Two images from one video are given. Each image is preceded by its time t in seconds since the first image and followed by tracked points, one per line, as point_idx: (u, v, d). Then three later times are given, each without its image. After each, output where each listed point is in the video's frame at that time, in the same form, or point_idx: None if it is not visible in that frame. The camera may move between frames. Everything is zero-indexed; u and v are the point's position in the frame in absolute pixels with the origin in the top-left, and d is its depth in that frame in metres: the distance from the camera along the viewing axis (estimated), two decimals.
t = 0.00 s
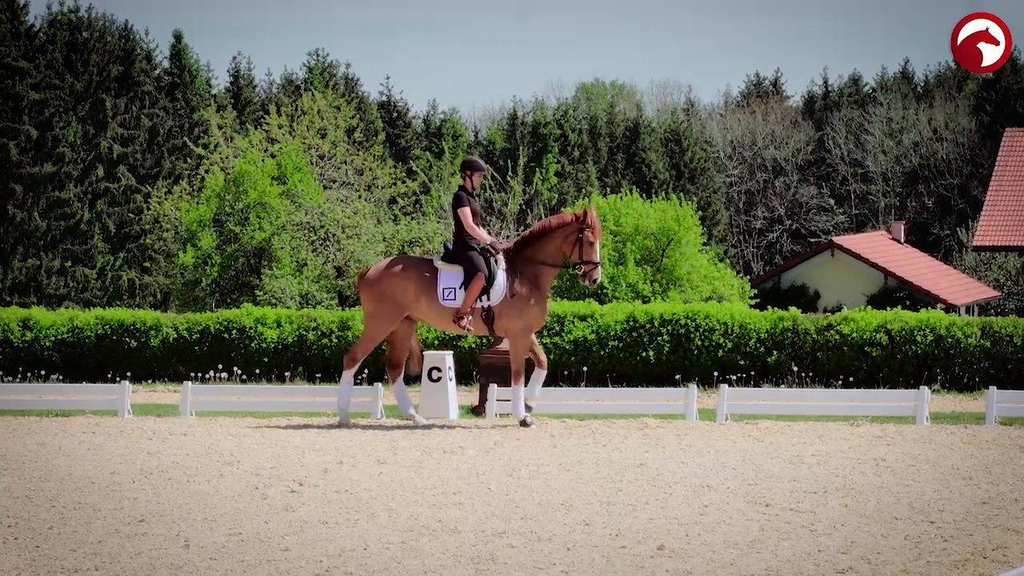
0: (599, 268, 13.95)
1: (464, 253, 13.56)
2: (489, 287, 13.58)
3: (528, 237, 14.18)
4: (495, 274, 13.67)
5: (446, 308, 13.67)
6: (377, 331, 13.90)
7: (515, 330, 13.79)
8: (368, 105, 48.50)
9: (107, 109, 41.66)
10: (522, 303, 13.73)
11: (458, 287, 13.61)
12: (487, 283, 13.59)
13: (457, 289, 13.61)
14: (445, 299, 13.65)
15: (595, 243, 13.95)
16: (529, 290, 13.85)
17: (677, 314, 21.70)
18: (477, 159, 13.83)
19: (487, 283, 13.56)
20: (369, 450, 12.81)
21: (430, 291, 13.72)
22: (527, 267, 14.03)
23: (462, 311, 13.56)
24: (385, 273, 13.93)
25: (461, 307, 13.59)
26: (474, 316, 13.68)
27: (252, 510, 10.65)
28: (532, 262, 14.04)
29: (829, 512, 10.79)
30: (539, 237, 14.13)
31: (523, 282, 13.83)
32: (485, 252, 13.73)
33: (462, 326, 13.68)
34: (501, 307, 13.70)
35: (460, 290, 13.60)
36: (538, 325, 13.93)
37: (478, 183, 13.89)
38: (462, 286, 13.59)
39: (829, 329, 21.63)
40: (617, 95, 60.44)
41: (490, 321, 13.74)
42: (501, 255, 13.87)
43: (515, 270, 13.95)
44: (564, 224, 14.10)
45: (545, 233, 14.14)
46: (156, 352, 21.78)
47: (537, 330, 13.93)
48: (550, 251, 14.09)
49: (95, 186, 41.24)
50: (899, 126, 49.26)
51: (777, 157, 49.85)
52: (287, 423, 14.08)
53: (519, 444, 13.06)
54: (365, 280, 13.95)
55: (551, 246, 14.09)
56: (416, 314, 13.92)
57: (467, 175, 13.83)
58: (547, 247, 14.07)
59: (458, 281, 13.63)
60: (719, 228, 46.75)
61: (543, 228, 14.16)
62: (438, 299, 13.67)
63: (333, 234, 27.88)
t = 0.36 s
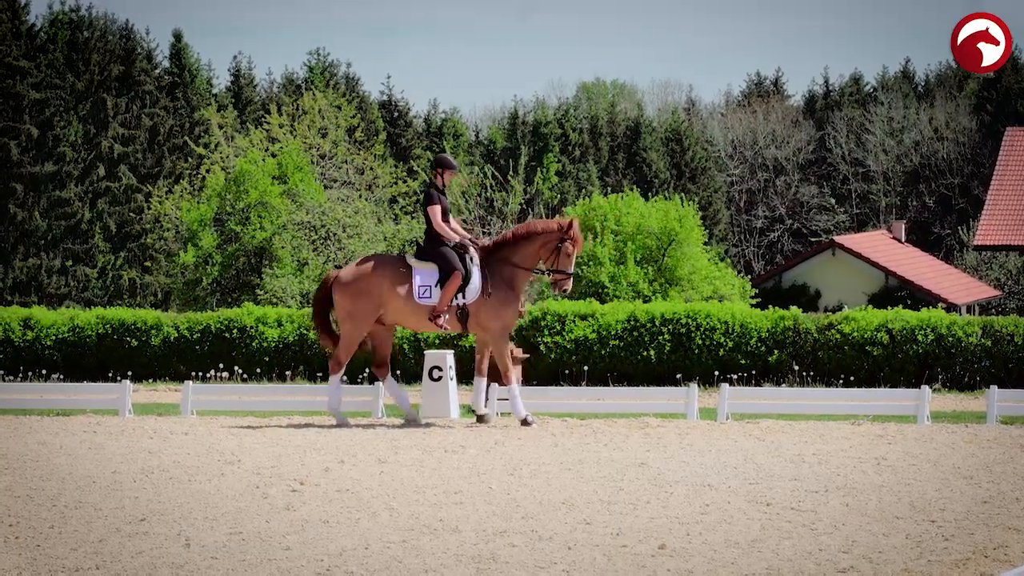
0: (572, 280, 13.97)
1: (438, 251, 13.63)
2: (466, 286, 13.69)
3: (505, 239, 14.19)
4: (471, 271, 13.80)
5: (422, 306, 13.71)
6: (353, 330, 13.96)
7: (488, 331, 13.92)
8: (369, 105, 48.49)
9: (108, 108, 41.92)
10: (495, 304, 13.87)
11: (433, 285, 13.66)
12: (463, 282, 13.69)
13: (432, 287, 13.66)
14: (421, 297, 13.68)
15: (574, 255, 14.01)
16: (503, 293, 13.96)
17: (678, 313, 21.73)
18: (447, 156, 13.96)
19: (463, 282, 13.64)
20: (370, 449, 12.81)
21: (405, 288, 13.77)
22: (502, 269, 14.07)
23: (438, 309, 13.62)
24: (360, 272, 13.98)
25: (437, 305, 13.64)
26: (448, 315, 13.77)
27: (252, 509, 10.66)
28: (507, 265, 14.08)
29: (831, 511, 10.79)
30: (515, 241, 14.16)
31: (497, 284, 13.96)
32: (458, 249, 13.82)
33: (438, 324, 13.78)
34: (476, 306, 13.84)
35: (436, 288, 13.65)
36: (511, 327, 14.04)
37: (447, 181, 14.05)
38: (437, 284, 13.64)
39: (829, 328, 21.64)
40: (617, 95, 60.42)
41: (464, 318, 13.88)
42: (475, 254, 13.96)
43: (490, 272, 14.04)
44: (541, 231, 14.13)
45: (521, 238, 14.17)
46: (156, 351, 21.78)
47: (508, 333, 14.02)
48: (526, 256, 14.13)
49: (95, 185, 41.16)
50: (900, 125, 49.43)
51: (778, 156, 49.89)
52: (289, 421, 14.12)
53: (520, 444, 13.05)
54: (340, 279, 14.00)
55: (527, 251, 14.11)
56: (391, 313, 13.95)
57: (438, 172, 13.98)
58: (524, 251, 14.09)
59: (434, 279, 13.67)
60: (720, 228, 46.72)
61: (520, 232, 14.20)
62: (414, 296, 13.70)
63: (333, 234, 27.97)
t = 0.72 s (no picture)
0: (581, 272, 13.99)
1: (449, 252, 13.74)
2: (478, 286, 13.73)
3: (512, 236, 14.22)
4: (483, 272, 13.87)
5: (434, 306, 13.76)
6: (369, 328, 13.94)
7: (500, 328, 13.98)
8: (401, 102, 48.67)
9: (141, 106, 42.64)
10: (505, 302, 13.94)
11: (446, 285, 13.74)
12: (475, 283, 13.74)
13: (444, 287, 13.73)
14: (433, 297, 13.75)
15: (579, 248, 13.89)
16: (512, 290, 14.01)
17: (712, 311, 21.72)
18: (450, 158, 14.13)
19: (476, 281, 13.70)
20: (404, 447, 12.87)
21: (418, 288, 13.79)
22: (510, 265, 14.12)
23: (451, 309, 13.68)
24: (372, 272, 13.95)
25: (450, 306, 13.69)
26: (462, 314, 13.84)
27: (287, 507, 10.72)
28: (516, 262, 14.11)
29: (866, 509, 10.77)
30: (524, 238, 14.14)
31: (506, 282, 14.02)
32: (468, 250, 13.90)
33: (451, 324, 13.82)
34: (487, 306, 13.92)
35: (448, 289, 13.72)
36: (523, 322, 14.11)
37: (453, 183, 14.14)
38: (449, 285, 13.71)
39: (864, 326, 21.59)
40: (651, 92, 60.34)
41: (475, 319, 13.96)
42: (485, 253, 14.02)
43: (498, 269, 14.11)
44: (548, 226, 14.05)
45: (529, 234, 14.13)
46: (190, 349, 21.94)
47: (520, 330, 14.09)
48: (534, 251, 14.11)
49: (130, 183, 41.37)
50: (933, 123, 48.13)
51: (811, 154, 49.62)
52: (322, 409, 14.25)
53: (554, 442, 13.08)
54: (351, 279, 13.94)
55: (535, 246, 14.08)
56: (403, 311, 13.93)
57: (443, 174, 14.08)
58: (532, 248, 14.07)
59: (446, 280, 13.77)
60: (753, 225, 46.65)
61: (527, 228, 14.15)
62: (426, 297, 13.74)
63: (368, 231, 28.16)
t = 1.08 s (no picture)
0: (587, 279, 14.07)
1: (453, 250, 13.70)
2: (479, 283, 13.68)
3: (521, 239, 14.23)
4: (484, 271, 13.79)
5: (435, 303, 13.83)
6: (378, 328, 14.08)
7: (500, 328, 13.94)
8: (441, 102, 48.75)
9: (183, 107, 42.71)
10: (507, 303, 13.88)
11: (448, 283, 13.80)
12: (476, 280, 13.69)
13: (446, 284, 13.80)
14: (434, 293, 13.83)
15: (587, 255, 14.05)
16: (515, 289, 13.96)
17: (752, 311, 21.67)
18: (464, 156, 14.00)
19: (477, 279, 13.67)
20: (443, 447, 12.93)
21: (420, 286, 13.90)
22: (517, 267, 14.11)
23: (451, 306, 13.72)
24: (379, 272, 14.11)
25: (449, 302, 13.75)
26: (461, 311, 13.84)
27: (326, 507, 10.79)
28: (522, 263, 14.10)
29: (906, 510, 10.72)
30: (532, 241, 14.19)
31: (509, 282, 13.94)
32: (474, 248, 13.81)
33: (450, 322, 13.83)
34: (487, 305, 13.86)
35: (449, 286, 13.78)
36: (525, 324, 14.05)
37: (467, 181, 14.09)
38: (451, 282, 13.77)
39: (904, 327, 21.47)
40: (691, 92, 60.21)
41: (475, 317, 13.93)
42: (491, 253, 13.99)
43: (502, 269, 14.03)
44: (557, 231, 14.16)
45: (537, 237, 14.20)
46: (230, 349, 22.12)
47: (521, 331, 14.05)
48: (542, 256, 14.15)
49: (169, 184, 41.52)
50: (974, 123, 47.68)
51: (851, 154, 49.65)
52: (354, 420, 14.30)
53: (592, 442, 13.10)
54: (358, 279, 14.11)
55: (543, 251, 14.14)
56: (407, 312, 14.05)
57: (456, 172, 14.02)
58: (540, 251, 14.12)
59: (448, 277, 13.81)
60: (793, 226, 46.51)
61: (536, 232, 14.23)
62: (427, 294, 13.84)
63: (408, 231, 28.12)
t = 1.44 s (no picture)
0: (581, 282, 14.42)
1: (449, 252, 13.83)
2: (475, 286, 13.90)
3: (516, 240, 14.38)
4: (480, 272, 13.99)
5: (431, 306, 13.93)
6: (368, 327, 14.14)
7: (496, 329, 14.12)
8: (472, 102, 48.93)
9: (212, 107, 42.93)
10: (503, 304, 14.07)
11: (444, 286, 13.91)
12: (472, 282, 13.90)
13: (442, 287, 13.89)
14: (431, 297, 13.91)
15: (583, 258, 14.33)
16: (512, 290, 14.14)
17: (782, 312, 21.65)
18: (458, 158, 14.07)
19: (472, 281, 13.84)
20: (471, 447, 12.97)
21: (415, 289, 13.98)
22: (513, 269, 14.26)
23: (448, 310, 13.85)
24: (372, 271, 14.17)
25: (447, 306, 13.87)
26: (458, 315, 13.95)
27: (356, 508, 10.85)
28: (517, 264, 14.27)
29: (935, 511, 10.69)
30: (527, 243, 14.37)
31: (506, 284, 14.12)
32: (469, 251, 14.01)
33: (447, 325, 13.94)
34: (484, 307, 14.04)
35: (445, 289, 13.89)
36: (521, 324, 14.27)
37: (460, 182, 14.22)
38: (446, 285, 13.89)
39: (933, 328, 21.33)
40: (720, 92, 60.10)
41: (472, 319, 14.05)
42: (486, 254, 14.15)
43: (498, 271, 14.18)
44: (552, 233, 14.39)
45: (532, 239, 14.39)
46: (259, 350, 22.21)
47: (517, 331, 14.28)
48: (537, 257, 14.36)
49: (199, 185, 41.67)
50: (1004, 123, 47.39)
51: (882, 155, 49.22)
52: (371, 412, 14.31)
53: (621, 443, 13.12)
54: (351, 278, 14.18)
55: (538, 252, 14.35)
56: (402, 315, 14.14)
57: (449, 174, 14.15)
58: (535, 253, 14.32)
59: (444, 280, 13.92)
60: (824, 226, 46.55)
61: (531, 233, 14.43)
62: (423, 297, 13.92)
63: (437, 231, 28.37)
